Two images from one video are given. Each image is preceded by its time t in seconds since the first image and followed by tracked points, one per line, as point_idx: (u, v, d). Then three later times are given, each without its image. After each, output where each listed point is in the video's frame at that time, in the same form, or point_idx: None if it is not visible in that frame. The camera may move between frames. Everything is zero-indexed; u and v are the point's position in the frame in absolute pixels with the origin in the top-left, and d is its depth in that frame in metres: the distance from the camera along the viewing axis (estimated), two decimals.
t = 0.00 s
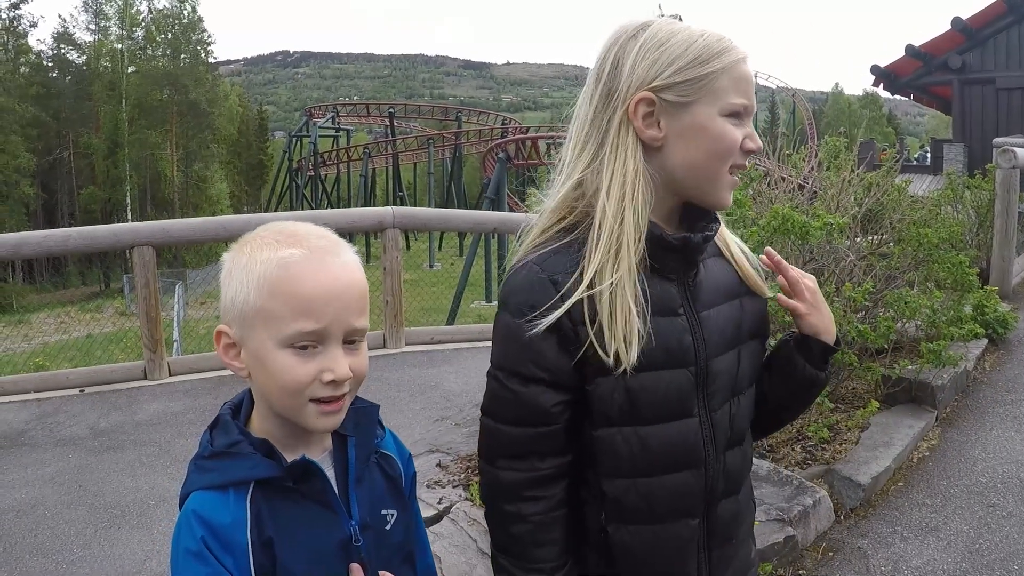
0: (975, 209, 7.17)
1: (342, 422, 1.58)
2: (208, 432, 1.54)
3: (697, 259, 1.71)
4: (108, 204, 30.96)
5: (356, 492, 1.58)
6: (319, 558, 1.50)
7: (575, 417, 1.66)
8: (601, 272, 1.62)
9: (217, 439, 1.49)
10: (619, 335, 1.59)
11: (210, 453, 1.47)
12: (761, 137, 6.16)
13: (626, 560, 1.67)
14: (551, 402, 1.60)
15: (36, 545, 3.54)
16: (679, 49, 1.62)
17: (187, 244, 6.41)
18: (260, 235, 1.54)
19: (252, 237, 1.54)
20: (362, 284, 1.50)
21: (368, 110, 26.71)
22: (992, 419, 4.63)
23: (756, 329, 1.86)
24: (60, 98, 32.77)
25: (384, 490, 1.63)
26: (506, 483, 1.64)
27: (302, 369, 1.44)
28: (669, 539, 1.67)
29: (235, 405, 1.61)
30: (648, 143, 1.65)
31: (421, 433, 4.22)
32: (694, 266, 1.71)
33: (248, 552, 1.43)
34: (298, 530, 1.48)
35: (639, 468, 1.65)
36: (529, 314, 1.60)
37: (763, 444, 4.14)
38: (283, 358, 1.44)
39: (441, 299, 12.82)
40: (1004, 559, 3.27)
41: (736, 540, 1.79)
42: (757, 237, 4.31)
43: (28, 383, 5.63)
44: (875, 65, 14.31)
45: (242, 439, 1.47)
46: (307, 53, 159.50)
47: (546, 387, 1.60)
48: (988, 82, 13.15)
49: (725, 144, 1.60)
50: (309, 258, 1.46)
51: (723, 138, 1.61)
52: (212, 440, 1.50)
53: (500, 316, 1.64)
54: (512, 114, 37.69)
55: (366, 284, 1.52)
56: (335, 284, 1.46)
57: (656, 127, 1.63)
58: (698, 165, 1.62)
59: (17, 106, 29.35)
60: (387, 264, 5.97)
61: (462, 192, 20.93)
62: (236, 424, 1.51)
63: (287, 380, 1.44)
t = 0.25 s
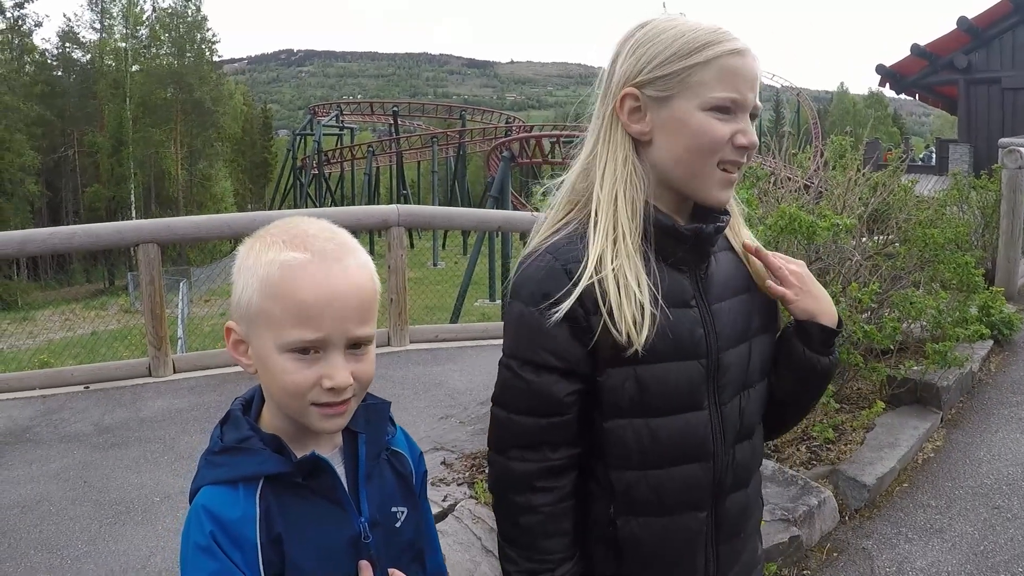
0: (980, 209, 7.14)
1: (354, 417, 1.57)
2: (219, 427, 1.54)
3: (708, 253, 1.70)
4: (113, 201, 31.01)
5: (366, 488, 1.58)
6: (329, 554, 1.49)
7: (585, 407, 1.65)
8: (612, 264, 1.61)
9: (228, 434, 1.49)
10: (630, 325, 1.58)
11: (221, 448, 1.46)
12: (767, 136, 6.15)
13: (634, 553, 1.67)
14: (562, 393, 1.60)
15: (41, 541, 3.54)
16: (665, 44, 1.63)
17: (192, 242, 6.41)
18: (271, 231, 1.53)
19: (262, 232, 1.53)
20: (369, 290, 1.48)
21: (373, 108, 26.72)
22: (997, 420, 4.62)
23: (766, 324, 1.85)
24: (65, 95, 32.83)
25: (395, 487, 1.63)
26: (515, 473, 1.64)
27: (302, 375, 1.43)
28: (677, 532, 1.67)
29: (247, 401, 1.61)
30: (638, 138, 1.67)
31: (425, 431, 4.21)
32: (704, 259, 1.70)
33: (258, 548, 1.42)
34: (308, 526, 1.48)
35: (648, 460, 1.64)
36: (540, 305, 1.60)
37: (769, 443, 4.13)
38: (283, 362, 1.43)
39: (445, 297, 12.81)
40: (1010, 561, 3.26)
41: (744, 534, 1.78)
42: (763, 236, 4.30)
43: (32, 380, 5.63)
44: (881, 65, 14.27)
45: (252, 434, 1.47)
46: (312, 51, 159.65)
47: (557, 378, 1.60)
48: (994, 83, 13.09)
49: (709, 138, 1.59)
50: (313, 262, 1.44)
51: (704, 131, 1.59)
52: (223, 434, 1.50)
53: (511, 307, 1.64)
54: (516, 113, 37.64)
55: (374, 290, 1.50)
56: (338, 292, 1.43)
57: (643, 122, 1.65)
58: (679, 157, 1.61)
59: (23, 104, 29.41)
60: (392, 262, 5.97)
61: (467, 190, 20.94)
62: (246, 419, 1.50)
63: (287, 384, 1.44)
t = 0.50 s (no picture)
0: (985, 209, 7.13)
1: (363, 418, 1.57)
2: (228, 426, 1.54)
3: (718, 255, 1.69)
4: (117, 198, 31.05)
5: (374, 489, 1.58)
6: (337, 554, 1.49)
7: (591, 406, 1.65)
8: (618, 264, 1.62)
9: (237, 434, 1.49)
10: (634, 322, 1.59)
11: (229, 447, 1.46)
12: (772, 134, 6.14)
13: (638, 551, 1.66)
14: (568, 391, 1.60)
15: (44, 538, 3.55)
16: (672, 46, 1.63)
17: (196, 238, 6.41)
18: (285, 232, 1.52)
19: (276, 233, 1.53)
20: (380, 299, 1.47)
21: (377, 105, 26.73)
22: (1002, 420, 4.60)
23: (774, 328, 1.84)
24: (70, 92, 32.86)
25: (403, 488, 1.63)
26: (520, 469, 1.64)
27: (310, 382, 1.43)
28: (682, 532, 1.66)
29: (256, 400, 1.61)
30: (643, 139, 1.67)
31: (430, 429, 4.21)
32: (715, 261, 1.70)
33: (264, 548, 1.42)
34: (314, 527, 1.48)
35: (654, 460, 1.64)
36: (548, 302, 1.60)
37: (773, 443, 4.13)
38: (291, 368, 1.43)
39: (449, 295, 12.82)
40: (1014, 561, 3.25)
41: (751, 536, 1.78)
42: (769, 235, 4.29)
43: (37, 376, 5.64)
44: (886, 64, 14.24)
45: (260, 434, 1.47)
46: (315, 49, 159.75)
47: (563, 377, 1.60)
48: (999, 83, 13.05)
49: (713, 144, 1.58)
50: (323, 269, 1.43)
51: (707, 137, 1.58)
52: (231, 434, 1.50)
53: (520, 306, 1.64)
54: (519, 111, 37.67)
55: (385, 297, 1.48)
56: (348, 301, 1.42)
57: (648, 122, 1.65)
58: (681, 160, 1.61)
59: (28, 100, 29.45)
60: (396, 259, 5.96)
61: (471, 188, 20.94)
62: (254, 418, 1.51)
63: (294, 389, 1.43)
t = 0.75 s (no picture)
0: (989, 209, 7.11)
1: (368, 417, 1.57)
2: (233, 422, 1.54)
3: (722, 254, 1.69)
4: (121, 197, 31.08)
5: (378, 487, 1.58)
6: (339, 552, 1.49)
7: (594, 404, 1.65)
8: (622, 265, 1.62)
9: (241, 429, 1.49)
10: (637, 322, 1.58)
11: (234, 443, 1.47)
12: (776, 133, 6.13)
13: (640, 549, 1.66)
14: (571, 388, 1.60)
15: (48, 536, 3.56)
16: (675, 47, 1.63)
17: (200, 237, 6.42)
18: (292, 232, 1.53)
19: (283, 233, 1.53)
20: (383, 300, 1.46)
21: (380, 104, 26.71)
22: (1005, 420, 4.60)
23: (776, 330, 1.84)
24: (73, 90, 32.86)
25: (407, 487, 1.63)
26: (523, 466, 1.65)
27: (312, 384, 1.43)
28: (684, 530, 1.66)
29: (262, 397, 1.61)
30: (646, 139, 1.67)
31: (433, 428, 4.21)
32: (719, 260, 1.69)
33: (266, 543, 1.42)
34: (316, 524, 1.48)
35: (656, 458, 1.64)
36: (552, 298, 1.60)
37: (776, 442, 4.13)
38: (294, 370, 1.43)
39: (453, 293, 12.81)
40: (1017, 561, 3.25)
41: (753, 535, 1.77)
42: (773, 233, 4.29)
43: (40, 374, 5.65)
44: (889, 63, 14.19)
45: (264, 429, 1.47)
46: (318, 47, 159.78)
47: (566, 373, 1.59)
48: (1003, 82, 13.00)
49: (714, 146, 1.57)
50: (327, 271, 1.43)
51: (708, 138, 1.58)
52: (236, 430, 1.50)
53: (525, 303, 1.64)
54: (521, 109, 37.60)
55: (390, 298, 1.48)
56: (350, 304, 1.42)
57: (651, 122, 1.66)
58: (682, 160, 1.61)
59: (31, 99, 29.48)
60: (400, 258, 5.96)
61: (474, 187, 20.93)
62: (259, 414, 1.51)
63: (296, 392, 1.44)
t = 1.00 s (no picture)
0: (991, 206, 7.09)
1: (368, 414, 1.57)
2: (235, 418, 1.55)
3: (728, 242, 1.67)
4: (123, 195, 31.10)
5: (378, 484, 1.58)
6: (336, 549, 1.49)
7: (594, 380, 1.66)
8: (621, 249, 1.61)
9: (242, 425, 1.50)
10: (635, 307, 1.58)
11: (234, 438, 1.47)
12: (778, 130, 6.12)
13: (631, 522, 1.66)
14: (566, 361, 1.60)
15: (50, 534, 3.56)
16: (659, 35, 1.64)
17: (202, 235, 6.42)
18: (292, 231, 1.53)
19: (284, 231, 1.54)
20: (380, 299, 1.45)
21: (383, 102, 26.70)
22: (1008, 417, 4.59)
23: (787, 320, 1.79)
24: (76, 89, 32.86)
25: (408, 484, 1.63)
26: (520, 435, 1.66)
27: (309, 385, 1.43)
28: (676, 510, 1.65)
29: (263, 393, 1.61)
30: (646, 133, 1.68)
31: (436, 425, 4.21)
32: (727, 245, 1.67)
33: (263, 538, 1.42)
34: (313, 520, 1.47)
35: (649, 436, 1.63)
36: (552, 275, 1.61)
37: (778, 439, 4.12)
38: (290, 370, 1.43)
39: (455, 291, 12.80)
40: (1020, 559, 3.24)
41: (753, 526, 1.73)
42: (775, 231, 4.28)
43: (43, 373, 5.66)
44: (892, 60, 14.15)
45: (263, 424, 1.47)
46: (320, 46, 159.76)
47: (562, 347, 1.60)
48: (1005, 79, 12.98)
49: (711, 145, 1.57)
50: (322, 272, 1.42)
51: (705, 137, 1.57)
52: (237, 425, 1.50)
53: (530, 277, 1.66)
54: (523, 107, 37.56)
55: (388, 297, 1.47)
56: (347, 304, 1.41)
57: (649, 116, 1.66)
58: (671, 147, 1.61)
59: (34, 97, 29.49)
60: (402, 256, 5.96)
61: (476, 185, 20.92)
62: (260, 409, 1.51)
63: (294, 393, 1.44)
